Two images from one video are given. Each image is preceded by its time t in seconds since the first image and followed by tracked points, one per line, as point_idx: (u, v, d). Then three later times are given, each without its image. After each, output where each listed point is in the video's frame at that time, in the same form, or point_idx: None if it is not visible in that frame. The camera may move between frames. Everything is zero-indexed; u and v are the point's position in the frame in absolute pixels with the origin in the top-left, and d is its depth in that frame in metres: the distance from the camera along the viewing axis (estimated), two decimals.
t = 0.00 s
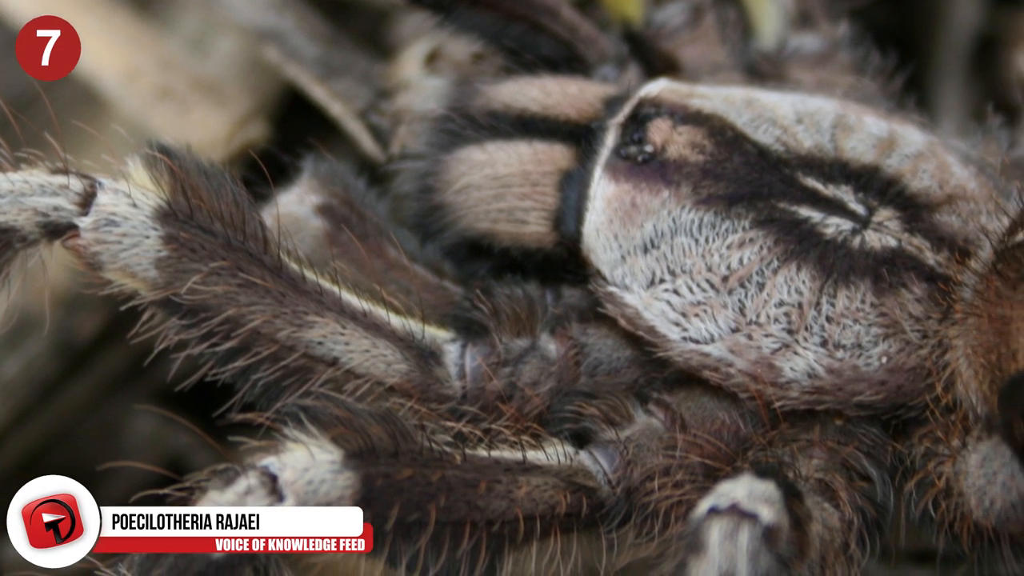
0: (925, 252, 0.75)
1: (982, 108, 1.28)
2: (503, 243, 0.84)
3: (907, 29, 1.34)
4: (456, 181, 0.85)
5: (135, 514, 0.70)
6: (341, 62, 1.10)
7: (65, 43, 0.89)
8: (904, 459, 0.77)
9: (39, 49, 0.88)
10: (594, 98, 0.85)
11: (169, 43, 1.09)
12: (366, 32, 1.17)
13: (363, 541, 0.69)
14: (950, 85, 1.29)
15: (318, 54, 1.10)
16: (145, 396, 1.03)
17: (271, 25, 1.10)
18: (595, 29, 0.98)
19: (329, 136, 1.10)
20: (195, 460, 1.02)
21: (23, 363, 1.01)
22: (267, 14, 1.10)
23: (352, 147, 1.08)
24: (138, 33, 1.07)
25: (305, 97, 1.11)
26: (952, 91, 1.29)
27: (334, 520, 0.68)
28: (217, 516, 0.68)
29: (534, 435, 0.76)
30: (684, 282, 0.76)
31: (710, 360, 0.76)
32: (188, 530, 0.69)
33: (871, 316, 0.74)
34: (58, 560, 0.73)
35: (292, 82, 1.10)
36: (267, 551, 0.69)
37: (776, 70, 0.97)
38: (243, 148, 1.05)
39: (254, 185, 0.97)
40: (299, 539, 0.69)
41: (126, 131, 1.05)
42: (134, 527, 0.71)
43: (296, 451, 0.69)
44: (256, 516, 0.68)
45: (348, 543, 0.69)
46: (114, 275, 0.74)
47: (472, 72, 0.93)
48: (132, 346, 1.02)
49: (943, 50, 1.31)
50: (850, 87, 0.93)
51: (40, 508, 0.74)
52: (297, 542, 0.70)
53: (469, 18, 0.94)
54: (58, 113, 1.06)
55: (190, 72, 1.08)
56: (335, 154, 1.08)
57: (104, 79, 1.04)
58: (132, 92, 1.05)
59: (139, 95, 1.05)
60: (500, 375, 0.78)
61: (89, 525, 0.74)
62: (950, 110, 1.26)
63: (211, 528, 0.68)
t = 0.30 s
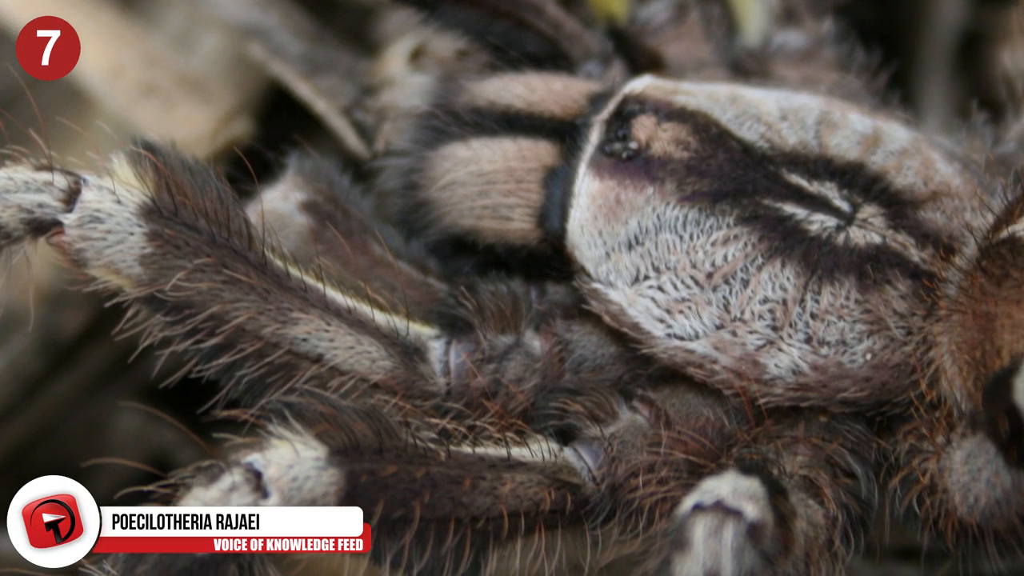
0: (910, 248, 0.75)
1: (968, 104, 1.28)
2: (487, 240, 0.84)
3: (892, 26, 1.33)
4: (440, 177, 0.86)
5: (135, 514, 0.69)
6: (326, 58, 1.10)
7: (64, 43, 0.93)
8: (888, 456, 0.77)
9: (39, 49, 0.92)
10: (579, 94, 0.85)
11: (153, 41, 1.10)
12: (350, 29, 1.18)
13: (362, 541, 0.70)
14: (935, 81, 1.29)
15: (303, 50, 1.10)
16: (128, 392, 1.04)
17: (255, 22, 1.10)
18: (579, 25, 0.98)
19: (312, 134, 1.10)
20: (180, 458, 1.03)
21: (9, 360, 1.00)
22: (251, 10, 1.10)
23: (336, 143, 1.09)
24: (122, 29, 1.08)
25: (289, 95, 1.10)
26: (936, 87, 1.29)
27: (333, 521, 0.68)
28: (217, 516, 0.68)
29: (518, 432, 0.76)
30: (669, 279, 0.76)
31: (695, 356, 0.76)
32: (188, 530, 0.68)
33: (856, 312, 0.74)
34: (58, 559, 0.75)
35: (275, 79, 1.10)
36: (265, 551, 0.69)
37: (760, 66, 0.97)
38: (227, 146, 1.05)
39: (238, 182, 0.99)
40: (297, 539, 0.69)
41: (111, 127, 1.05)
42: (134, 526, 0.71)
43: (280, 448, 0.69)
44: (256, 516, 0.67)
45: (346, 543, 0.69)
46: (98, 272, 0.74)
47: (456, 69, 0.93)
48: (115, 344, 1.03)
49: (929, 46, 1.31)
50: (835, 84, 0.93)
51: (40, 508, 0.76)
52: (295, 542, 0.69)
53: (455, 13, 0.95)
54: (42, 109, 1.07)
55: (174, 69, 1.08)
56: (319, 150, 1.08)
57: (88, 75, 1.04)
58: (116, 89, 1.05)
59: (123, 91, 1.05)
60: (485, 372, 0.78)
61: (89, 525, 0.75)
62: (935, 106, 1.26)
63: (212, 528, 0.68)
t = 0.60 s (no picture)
0: (894, 245, 0.75)
1: (952, 101, 1.28)
2: (472, 236, 0.84)
3: (876, 23, 1.32)
4: (425, 174, 0.86)
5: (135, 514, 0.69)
6: (310, 56, 1.11)
7: (64, 43, 0.90)
8: (873, 452, 0.77)
9: (39, 49, 0.89)
10: (563, 91, 0.85)
11: (138, 37, 1.10)
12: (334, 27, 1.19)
13: (360, 541, 0.70)
14: (919, 78, 1.29)
15: (287, 48, 1.11)
16: (114, 389, 1.02)
17: (240, 19, 1.12)
18: (564, 23, 0.98)
19: (297, 131, 1.09)
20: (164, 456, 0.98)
21: None
22: (235, 7, 1.12)
23: (320, 141, 1.07)
24: (106, 26, 1.08)
25: (274, 91, 1.11)
26: (920, 84, 1.28)
27: (334, 521, 0.69)
28: (216, 516, 0.68)
29: (502, 428, 0.76)
30: (653, 275, 0.76)
31: (679, 353, 0.76)
32: (188, 530, 0.68)
33: (840, 309, 0.74)
34: (58, 559, 0.73)
35: (261, 76, 1.11)
36: (263, 550, 0.70)
37: (745, 63, 0.98)
38: (212, 142, 1.04)
39: (222, 178, 0.98)
40: (295, 539, 0.70)
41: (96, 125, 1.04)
42: (134, 526, 0.70)
43: (265, 445, 0.69)
44: (256, 516, 0.68)
45: (344, 543, 0.69)
46: (83, 269, 0.74)
47: (440, 66, 0.93)
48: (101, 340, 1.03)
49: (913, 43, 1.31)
50: (819, 80, 0.93)
51: (40, 508, 0.75)
52: (293, 542, 0.70)
53: (438, 11, 0.95)
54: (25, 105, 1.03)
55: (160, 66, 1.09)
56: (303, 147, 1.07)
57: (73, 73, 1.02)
58: (101, 86, 1.05)
59: (108, 88, 1.05)
60: (469, 368, 0.78)
61: (89, 525, 0.74)
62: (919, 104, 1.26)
63: (212, 528, 0.68)
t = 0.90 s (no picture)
0: (879, 242, 0.75)
1: (936, 98, 1.28)
2: (456, 233, 0.84)
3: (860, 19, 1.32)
4: (409, 171, 0.86)
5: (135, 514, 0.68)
6: (295, 52, 1.12)
7: (64, 43, 0.91)
8: (857, 449, 0.77)
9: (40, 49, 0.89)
10: (547, 88, 0.85)
11: (123, 34, 1.09)
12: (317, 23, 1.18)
13: (359, 541, 0.70)
14: (904, 75, 1.28)
15: (271, 44, 1.11)
16: (98, 386, 1.02)
17: (225, 15, 1.12)
18: (548, 19, 0.98)
19: (281, 126, 1.10)
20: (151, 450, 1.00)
21: None
22: (219, 4, 1.12)
23: (304, 138, 1.08)
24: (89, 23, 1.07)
25: (259, 88, 1.11)
26: (904, 81, 1.28)
27: (334, 521, 0.69)
28: (217, 516, 0.68)
29: (487, 425, 0.76)
30: (638, 272, 0.76)
31: (663, 350, 0.76)
32: (188, 530, 0.68)
33: (824, 306, 0.74)
34: (57, 560, 0.72)
35: (245, 73, 1.11)
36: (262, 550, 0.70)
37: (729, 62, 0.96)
38: (196, 140, 1.04)
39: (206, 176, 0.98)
40: (293, 539, 0.70)
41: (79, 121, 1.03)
42: (134, 526, 0.69)
43: (249, 441, 0.69)
44: (256, 517, 0.69)
45: (342, 543, 0.70)
46: (67, 265, 0.74)
47: (425, 62, 0.93)
48: (85, 337, 1.02)
49: (897, 39, 1.31)
50: (804, 77, 0.93)
51: (40, 508, 0.75)
52: (292, 542, 0.70)
53: (423, 7, 0.94)
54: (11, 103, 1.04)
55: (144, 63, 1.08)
56: (287, 143, 1.07)
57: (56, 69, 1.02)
58: (84, 82, 1.04)
59: (91, 85, 1.04)
60: (453, 365, 0.78)
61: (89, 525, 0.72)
62: (903, 100, 1.26)
63: (212, 528, 0.68)
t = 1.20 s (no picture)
0: (863, 239, 0.76)
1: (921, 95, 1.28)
2: (441, 230, 0.84)
3: (845, 16, 1.31)
4: (394, 168, 0.86)
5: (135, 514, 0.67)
6: (279, 49, 1.10)
7: (64, 43, 0.90)
8: (842, 446, 0.77)
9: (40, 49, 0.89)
10: (532, 85, 0.85)
11: (107, 30, 1.09)
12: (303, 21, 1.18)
13: (357, 541, 0.70)
14: (887, 73, 1.29)
15: (256, 41, 1.10)
16: (82, 382, 1.02)
17: (209, 12, 1.11)
18: (533, 17, 0.98)
19: (267, 124, 1.10)
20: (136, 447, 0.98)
21: None
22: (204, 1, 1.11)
23: (290, 135, 1.07)
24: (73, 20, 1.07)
25: (243, 86, 1.11)
26: (888, 79, 1.29)
27: (334, 521, 0.69)
28: (217, 517, 0.69)
29: (471, 421, 0.76)
30: (622, 269, 0.76)
31: (648, 347, 0.76)
32: (188, 530, 0.68)
33: (809, 303, 0.74)
34: (55, 560, 0.70)
35: (229, 69, 1.10)
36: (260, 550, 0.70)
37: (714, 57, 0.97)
38: (181, 136, 1.05)
39: (191, 172, 0.98)
40: (291, 539, 0.70)
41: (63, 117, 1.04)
42: (134, 527, 0.68)
43: (233, 438, 0.69)
44: (256, 517, 0.68)
45: (340, 543, 0.70)
46: (52, 262, 0.74)
47: (409, 59, 0.93)
48: (70, 334, 1.03)
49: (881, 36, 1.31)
50: (788, 74, 0.93)
51: (40, 508, 0.74)
52: (290, 542, 0.70)
53: (407, 5, 0.94)
54: None
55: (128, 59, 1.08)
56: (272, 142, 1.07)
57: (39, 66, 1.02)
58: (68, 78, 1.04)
59: (75, 81, 1.04)
60: (438, 362, 0.78)
61: (89, 525, 0.71)
62: (888, 98, 1.26)
63: (212, 528, 0.69)
